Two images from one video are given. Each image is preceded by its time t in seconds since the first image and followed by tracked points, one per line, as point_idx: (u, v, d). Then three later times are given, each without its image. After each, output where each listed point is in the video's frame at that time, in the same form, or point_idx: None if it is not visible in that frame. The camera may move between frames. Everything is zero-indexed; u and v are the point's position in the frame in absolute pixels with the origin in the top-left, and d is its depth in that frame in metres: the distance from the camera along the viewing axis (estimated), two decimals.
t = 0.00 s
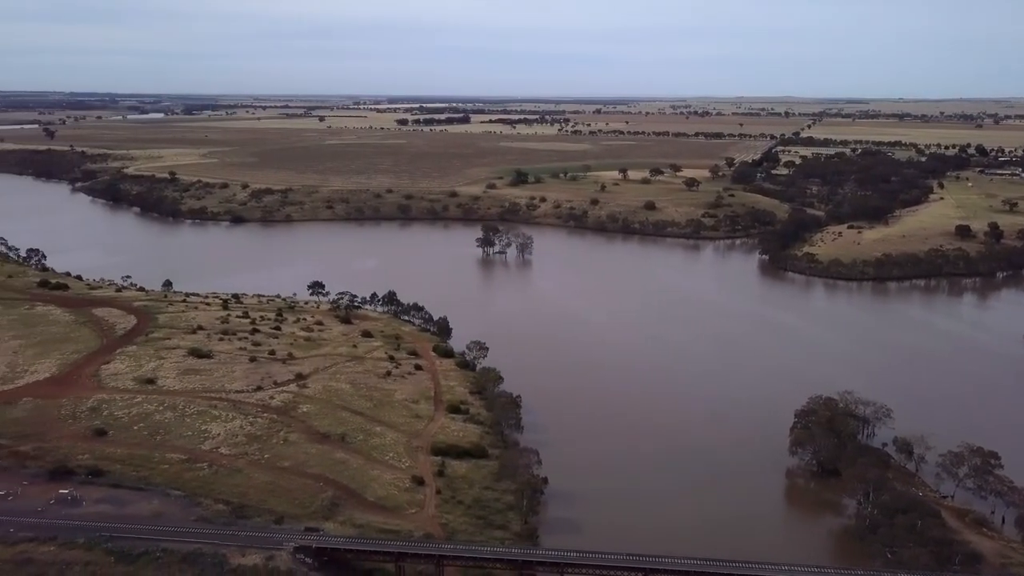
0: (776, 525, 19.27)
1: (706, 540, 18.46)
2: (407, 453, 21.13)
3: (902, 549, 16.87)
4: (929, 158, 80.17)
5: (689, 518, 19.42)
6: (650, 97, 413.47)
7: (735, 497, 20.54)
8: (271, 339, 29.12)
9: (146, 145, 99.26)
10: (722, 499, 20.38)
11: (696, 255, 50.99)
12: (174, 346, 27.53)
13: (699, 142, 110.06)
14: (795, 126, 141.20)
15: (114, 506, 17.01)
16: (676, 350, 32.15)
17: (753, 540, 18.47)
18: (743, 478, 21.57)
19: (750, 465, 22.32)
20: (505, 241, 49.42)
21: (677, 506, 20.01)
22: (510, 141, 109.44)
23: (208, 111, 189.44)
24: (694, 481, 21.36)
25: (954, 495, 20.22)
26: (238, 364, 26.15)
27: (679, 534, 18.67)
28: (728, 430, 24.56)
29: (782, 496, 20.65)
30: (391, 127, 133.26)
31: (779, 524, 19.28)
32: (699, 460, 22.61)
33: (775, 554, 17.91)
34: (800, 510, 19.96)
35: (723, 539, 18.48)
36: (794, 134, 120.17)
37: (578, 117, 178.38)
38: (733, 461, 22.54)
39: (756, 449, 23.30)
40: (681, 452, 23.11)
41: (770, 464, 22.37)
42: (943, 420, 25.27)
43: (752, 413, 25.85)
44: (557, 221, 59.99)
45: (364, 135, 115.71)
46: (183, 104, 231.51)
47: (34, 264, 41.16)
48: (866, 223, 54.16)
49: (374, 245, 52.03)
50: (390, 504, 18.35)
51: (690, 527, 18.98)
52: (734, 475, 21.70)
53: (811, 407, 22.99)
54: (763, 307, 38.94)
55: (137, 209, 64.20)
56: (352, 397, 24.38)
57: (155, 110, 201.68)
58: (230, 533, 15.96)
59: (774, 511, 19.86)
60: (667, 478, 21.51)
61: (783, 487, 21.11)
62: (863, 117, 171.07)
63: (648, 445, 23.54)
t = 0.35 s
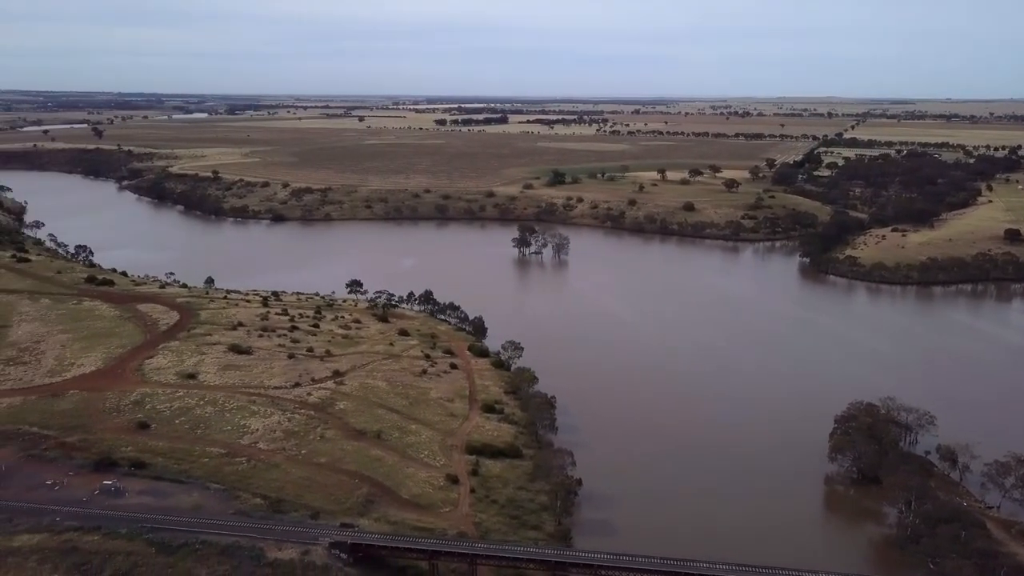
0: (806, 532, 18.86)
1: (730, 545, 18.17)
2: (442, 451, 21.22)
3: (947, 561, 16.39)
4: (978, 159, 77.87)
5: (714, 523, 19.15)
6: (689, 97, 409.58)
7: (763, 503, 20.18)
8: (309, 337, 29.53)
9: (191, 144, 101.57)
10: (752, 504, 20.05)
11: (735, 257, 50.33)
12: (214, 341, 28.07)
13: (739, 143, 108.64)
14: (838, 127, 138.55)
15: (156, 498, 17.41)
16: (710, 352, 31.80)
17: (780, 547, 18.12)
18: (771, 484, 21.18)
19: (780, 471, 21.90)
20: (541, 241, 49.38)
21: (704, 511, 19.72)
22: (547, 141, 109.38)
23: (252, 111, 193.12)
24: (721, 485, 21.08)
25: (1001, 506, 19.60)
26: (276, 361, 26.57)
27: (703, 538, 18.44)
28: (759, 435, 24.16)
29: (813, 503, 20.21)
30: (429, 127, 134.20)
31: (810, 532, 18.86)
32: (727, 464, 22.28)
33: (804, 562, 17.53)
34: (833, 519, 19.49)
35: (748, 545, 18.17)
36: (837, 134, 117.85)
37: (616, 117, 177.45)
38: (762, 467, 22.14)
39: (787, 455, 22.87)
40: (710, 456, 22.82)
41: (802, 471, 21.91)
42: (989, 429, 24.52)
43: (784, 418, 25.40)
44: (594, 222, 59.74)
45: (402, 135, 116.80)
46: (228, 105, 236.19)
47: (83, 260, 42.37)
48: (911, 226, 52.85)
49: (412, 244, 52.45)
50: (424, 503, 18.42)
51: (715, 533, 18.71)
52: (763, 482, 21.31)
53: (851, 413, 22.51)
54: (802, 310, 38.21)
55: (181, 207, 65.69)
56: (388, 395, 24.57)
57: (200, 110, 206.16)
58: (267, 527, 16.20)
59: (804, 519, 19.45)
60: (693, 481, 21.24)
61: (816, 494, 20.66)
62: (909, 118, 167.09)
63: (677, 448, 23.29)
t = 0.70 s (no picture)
0: (823, 536, 18.59)
1: (752, 549, 18.00)
2: (472, 450, 21.28)
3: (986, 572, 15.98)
4: None
5: (736, 525, 19.01)
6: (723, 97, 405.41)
7: (781, 506, 19.97)
8: (343, 335, 29.84)
9: (230, 144, 103.34)
10: (776, 508, 19.84)
11: (770, 260, 49.67)
12: (250, 338, 28.51)
13: (775, 144, 107.26)
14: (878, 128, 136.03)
15: (191, 491, 17.71)
16: (738, 354, 31.55)
17: (793, 551, 17.92)
18: (801, 489, 20.90)
19: (811, 476, 21.59)
20: (574, 242, 49.29)
21: (720, 513, 19.61)
22: (581, 142, 109.06)
23: (288, 112, 195.97)
24: (748, 488, 20.88)
25: None
26: (310, 358, 26.89)
27: (726, 541, 18.30)
28: (782, 439, 23.88)
29: (833, 508, 19.91)
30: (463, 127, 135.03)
31: (827, 536, 18.60)
32: (748, 467, 22.10)
33: (818, 568, 17.29)
34: (854, 525, 19.13)
35: (760, 548, 18.03)
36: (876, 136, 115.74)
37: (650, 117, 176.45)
38: (783, 471, 21.92)
39: (812, 460, 22.54)
40: (739, 459, 22.62)
41: (825, 476, 21.58)
42: None
43: (811, 422, 25.05)
44: (627, 223, 59.46)
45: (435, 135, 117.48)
46: (265, 105, 239.80)
47: (125, 258, 43.34)
48: (953, 229, 51.61)
49: (445, 243, 52.72)
50: (455, 501, 18.48)
51: (738, 536, 18.56)
52: (783, 485, 21.08)
53: (889, 419, 22.06)
54: (836, 314, 37.60)
55: (219, 206, 66.84)
56: (420, 393, 24.72)
57: (243, 109, 210.95)
58: (299, 523, 16.39)
59: (822, 523, 19.18)
60: (718, 484, 21.10)
61: (838, 500, 20.33)
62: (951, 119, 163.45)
63: (699, 450, 23.17)
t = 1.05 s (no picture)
0: (824, 539, 18.42)
1: (768, 552, 17.85)
2: (503, 450, 21.30)
3: None
4: None
5: (754, 528, 18.87)
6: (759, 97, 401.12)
7: (786, 508, 19.85)
8: (376, 333, 30.09)
9: (267, 143, 104.89)
10: (797, 512, 19.65)
11: (807, 262, 48.94)
12: (286, 336, 28.89)
13: (813, 145, 105.67)
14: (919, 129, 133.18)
15: (226, 486, 17.99)
16: (759, 355, 31.33)
17: (790, 552, 17.84)
18: (825, 493, 20.63)
19: (836, 482, 21.25)
20: (608, 243, 49.12)
21: (724, 512, 19.60)
22: (615, 142, 108.52)
23: (324, 112, 198.44)
24: (769, 491, 20.71)
25: None
26: (344, 356, 27.14)
27: (744, 544, 18.16)
28: (795, 442, 23.67)
29: (839, 512, 19.69)
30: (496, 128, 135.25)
31: (829, 539, 18.41)
32: (757, 468, 22.02)
33: (816, 570, 17.16)
34: (859, 529, 18.89)
35: (758, 548, 17.99)
36: (918, 137, 113.42)
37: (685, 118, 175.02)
38: (793, 473, 21.77)
39: (824, 464, 22.28)
40: (762, 461, 22.44)
41: (836, 480, 21.32)
42: None
43: (828, 426, 24.73)
44: (661, 224, 59.10)
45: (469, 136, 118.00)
46: (302, 106, 243.16)
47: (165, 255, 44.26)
48: (997, 233, 50.32)
49: (479, 244, 52.90)
50: (486, 501, 18.51)
51: (755, 539, 18.41)
52: (791, 487, 20.94)
53: (928, 426, 21.52)
54: (868, 317, 36.92)
55: (256, 205, 67.86)
56: (452, 392, 24.80)
57: (280, 110, 214.11)
58: (331, 519, 16.54)
59: (825, 526, 19.01)
60: (740, 486, 20.98)
61: (846, 504, 20.08)
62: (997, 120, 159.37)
63: (710, 449, 23.14)
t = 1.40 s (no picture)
0: (824, 541, 18.35)
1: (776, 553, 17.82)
2: (537, 451, 21.29)
3: None
4: None
5: (765, 529, 18.83)
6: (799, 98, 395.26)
7: (786, 509, 19.82)
8: (412, 332, 30.30)
9: (309, 143, 106.51)
10: (811, 515, 19.51)
11: (849, 265, 48.07)
12: (324, 333, 29.25)
13: (857, 147, 103.77)
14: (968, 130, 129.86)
15: (264, 481, 18.26)
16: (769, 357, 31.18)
17: (791, 553, 17.80)
18: (842, 498, 20.38)
19: (854, 488, 20.96)
20: (645, 244, 48.84)
21: (729, 512, 19.59)
22: (654, 143, 107.84)
23: (364, 112, 200.94)
24: (786, 493, 20.58)
25: None
26: (381, 354, 27.38)
27: (755, 545, 18.12)
28: (799, 444, 23.57)
29: (840, 514, 19.61)
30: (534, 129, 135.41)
31: (828, 540, 18.35)
32: (759, 468, 21.98)
33: (814, 571, 17.13)
34: (860, 532, 18.77)
35: (760, 547, 17.99)
36: (966, 138, 110.69)
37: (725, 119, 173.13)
38: (802, 475, 21.64)
39: (827, 466, 22.17)
40: (781, 463, 22.30)
41: (840, 483, 21.19)
42: None
43: (833, 428, 24.60)
44: (700, 225, 58.56)
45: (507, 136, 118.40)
46: (342, 106, 246.34)
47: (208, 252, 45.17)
48: None
49: (516, 244, 52.99)
50: (520, 501, 18.52)
51: (766, 540, 18.36)
52: (793, 488, 20.88)
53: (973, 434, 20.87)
54: (907, 323, 36.01)
55: (297, 204, 68.89)
56: (487, 391, 24.86)
57: (321, 109, 217.39)
58: (365, 516, 16.68)
59: (824, 528, 18.93)
60: (757, 487, 20.90)
61: (851, 507, 19.93)
62: None
63: (714, 450, 23.13)
